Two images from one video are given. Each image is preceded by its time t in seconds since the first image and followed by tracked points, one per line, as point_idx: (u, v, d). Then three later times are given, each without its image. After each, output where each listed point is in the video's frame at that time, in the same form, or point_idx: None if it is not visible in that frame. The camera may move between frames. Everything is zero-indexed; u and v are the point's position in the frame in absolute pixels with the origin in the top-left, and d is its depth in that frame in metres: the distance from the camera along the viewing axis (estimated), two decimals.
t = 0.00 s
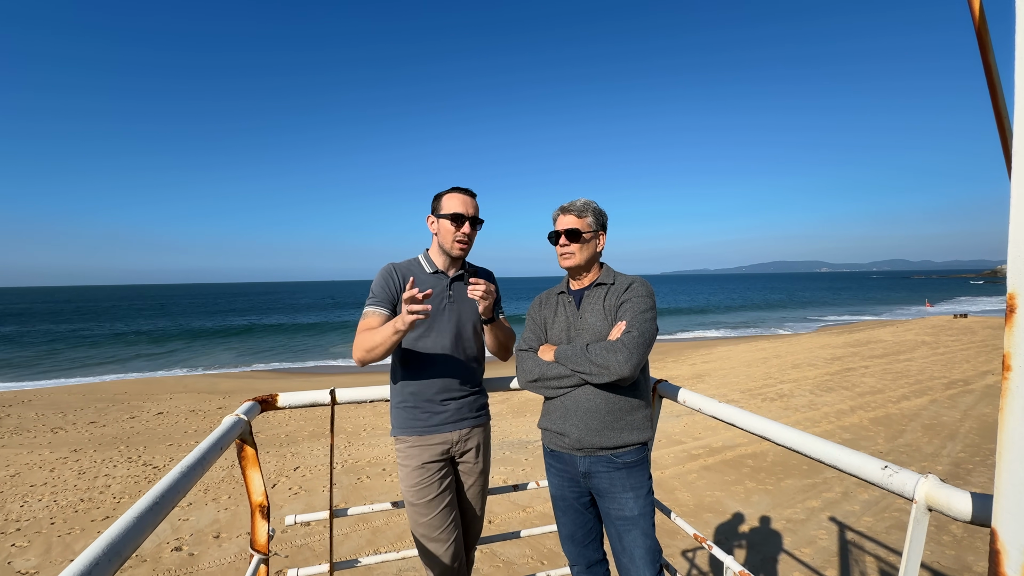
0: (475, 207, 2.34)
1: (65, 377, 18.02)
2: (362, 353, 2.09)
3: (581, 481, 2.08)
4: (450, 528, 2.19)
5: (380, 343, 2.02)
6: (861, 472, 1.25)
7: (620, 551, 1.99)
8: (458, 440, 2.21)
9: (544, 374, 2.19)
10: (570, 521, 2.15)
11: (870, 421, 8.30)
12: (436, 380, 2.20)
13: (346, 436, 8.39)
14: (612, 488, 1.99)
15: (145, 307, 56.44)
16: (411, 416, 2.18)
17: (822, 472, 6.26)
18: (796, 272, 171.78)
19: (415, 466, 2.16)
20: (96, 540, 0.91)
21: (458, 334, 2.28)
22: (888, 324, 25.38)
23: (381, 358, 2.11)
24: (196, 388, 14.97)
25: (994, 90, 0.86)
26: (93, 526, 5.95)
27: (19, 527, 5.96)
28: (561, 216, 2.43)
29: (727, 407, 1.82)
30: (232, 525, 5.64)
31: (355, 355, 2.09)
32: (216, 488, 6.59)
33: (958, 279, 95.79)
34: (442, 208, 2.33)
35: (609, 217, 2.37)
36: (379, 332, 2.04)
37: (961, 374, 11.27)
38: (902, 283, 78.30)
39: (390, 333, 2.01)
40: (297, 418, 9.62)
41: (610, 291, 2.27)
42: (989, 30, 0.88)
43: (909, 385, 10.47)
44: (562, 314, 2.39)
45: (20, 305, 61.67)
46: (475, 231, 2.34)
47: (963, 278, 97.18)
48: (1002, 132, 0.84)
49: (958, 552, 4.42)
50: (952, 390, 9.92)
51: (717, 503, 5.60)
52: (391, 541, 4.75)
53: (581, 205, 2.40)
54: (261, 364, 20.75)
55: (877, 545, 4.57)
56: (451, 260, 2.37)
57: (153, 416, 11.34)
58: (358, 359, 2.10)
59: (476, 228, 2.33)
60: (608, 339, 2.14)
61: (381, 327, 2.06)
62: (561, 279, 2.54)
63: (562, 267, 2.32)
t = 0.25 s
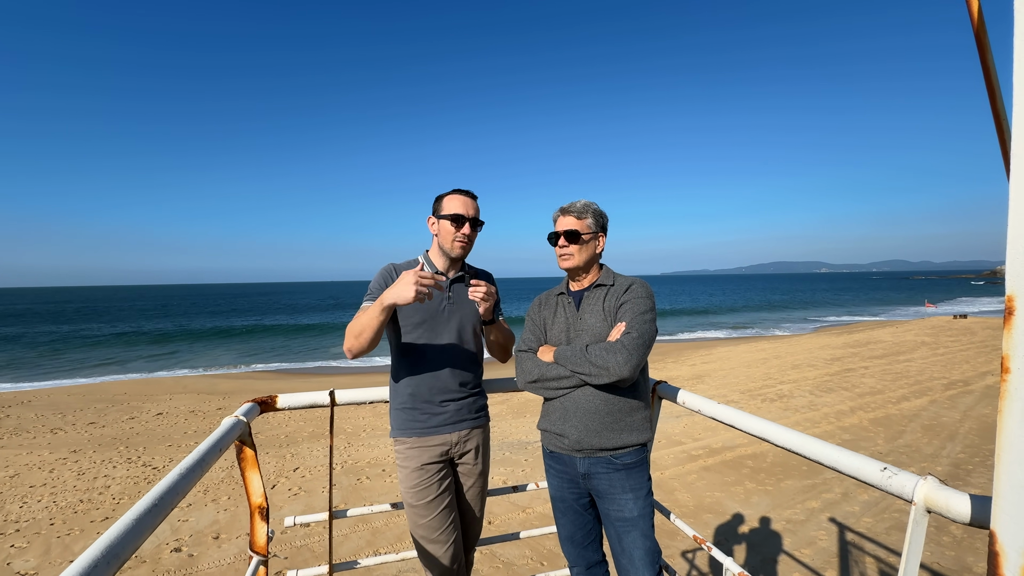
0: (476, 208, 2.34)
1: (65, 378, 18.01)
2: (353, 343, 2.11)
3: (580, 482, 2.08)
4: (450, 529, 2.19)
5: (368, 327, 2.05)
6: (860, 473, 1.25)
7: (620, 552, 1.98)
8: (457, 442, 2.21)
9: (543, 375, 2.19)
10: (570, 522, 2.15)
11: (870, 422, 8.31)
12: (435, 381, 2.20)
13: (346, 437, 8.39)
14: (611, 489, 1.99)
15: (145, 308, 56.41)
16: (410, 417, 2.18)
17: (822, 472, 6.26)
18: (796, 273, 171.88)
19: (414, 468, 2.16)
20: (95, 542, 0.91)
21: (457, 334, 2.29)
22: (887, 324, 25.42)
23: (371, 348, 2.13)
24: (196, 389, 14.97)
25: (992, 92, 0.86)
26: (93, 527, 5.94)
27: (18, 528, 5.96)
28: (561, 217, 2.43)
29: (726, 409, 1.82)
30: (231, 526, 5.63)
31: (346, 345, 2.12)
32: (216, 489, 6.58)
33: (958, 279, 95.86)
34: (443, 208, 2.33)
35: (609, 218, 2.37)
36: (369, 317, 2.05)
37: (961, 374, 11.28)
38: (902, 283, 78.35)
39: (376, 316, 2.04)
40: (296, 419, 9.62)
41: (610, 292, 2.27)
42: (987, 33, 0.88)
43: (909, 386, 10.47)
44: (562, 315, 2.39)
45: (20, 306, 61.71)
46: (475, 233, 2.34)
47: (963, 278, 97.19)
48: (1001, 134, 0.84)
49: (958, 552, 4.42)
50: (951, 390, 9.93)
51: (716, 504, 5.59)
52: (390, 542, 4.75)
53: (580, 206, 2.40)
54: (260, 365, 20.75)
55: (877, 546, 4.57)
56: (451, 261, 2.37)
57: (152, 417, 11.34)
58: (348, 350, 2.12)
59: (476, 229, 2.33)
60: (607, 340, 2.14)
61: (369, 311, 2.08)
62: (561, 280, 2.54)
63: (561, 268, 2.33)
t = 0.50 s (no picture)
0: (474, 209, 2.35)
1: (64, 379, 18.01)
2: (352, 346, 2.11)
3: (580, 483, 2.08)
4: (449, 531, 2.19)
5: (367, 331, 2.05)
6: (859, 474, 1.25)
7: (618, 553, 1.98)
8: (457, 443, 2.21)
9: (542, 375, 2.19)
10: (569, 523, 2.15)
11: (869, 423, 8.30)
12: (434, 381, 2.20)
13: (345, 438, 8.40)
14: (611, 489, 1.99)
15: (145, 308, 56.41)
16: (409, 418, 2.18)
17: (821, 473, 6.26)
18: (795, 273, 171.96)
19: (414, 468, 2.16)
20: (93, 544, 0.91)
21: (457, 336, 2.29)
22: (887, 325, 25.44)
23: (371, 350, 2.13)
24: (195, 389, 14.96)
25: (990, 93, 0.86)
26: (92, 528, 5.93)
27: (17, 529, 5.95)
28: (560, 219, 2.43)
29: (725, 409, 1.82)
30: (231, 527, 5.63)
31: (345, 348, 2.11)
32: (215, 490, 6.57)
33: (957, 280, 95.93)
34: (440, 209, 2.33)
35: (608, 219, 2.37)
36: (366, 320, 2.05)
37: (961, 375, 11.28)
38: (901, 284, 78.43)
39: (376, 319, 2.03)
40: (296, 419, 9.61)
41: (609, 292, 2.27)
42: (985, 34, 0.88)
43: (909, 386, 10.47)
44: (561, 316, 2.40)
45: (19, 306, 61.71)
46: (473, 233, 2.34)
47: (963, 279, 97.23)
48: (999, 135, 0.84)
49: (958, 553, 4.42)
50: (951, 391, 9.93)
51: (716, 504, 5.59)
52: (390, 543, 4.75)
53: (579, 207, 2.40)
54: (260, 366, 20.75)
55: (877, 547, 4.56)
56: (450, 262, 2.37)
57: (152, 418, 11.32)
58: (348, 353, 2.12)
59: (474, 230, 2.33)
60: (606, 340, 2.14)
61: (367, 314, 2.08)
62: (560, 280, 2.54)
63: (559, 269, 2.33)
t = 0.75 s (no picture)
0: (473, 211, 2.35)
1: (64, 379, 17.99)
2: (352, 353, 2.11)
3: (580, 484, 2.08)
4: (449, 532, 2.19)
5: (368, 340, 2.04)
6: (859, 475, 1.25)
7: (619, 555, 1.98)
8: (457, 444, 2.21)
9: (542, 377, 2.19)
10: (569, 524, 2.15)
11: (870, 424, 8.30)
12: (434, 383, 2.20)
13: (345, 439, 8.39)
14: (611, 491, 1.99)
15: (145, 309, 56.40)
16: (410, 420, 2.18)
17: (821, 474, 6.25)
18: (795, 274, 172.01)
19: (414, 470, 2.16)
20: (93, 547, 0.91)
21: (457, 338, 2.28)
22: (887, 326, 25.45)
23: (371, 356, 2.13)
24: (194, 390, 14.94)
25: (989, 95, 0.86)
26: (91, 529, 5.92)
27: (16, 530, 5.94)
28: (560, 220, 2.43)
29: (725, 411, 1.81)
30: (230, 528, 5.62)
31: (346, 354, 2.11)
32: (215, 491, 6.56)
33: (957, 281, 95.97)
34: (439, 211, 2.33)
35: (608, 221, 2.37)
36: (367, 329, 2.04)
37: (960, 376, 11.28)
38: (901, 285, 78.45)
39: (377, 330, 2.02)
40: (296, 420, 9.61)
41: (609, 294, 2.27)
42: (986, 37, 0.88)
43: (909, 387, 10.47)
44: (561, 317, 2.39)
45: (18, 307, 61.65)
46: (472, 235, 2.34)
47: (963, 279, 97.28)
48: (999, 137, 0.84)
49: (958, 555, 4.42)
50: (951, 391, 9.93)
51: (716, 505, 5.59)
52: (390, 544, 4.74)
53: (579, 209, 2.40)
54: (260, 367, 20.74)
55: (877, 548, 4.56)
56: (450, 264, 2.37)
57: (151, 419, 11.31)
58: (348, 359, 2.13)
59: (472, 232, 2.33)
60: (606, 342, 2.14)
61: (368, 323, 2.07)
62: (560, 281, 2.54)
63: (558, 271, 2.33)
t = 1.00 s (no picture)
0: (466, 210, 2.34)
1: (63, 380, 17.99)
2: (346, 348, 2.11)
3: (580, 485, 2.08)
4: (449, 533, 2.19)
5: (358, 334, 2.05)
6: (859, 477, 1.25)
7: (619, 556, 1.98)
8: (456, 445, 2.21)
9: (542, 378, 2.19)
10: (569, 525, 2.14)
11: (870, 424, 8.30)
12: (434, 384, 2.20)
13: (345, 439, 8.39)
14: (611, 492, 1.99)
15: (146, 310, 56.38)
16: (409, 420, 2.18)
17: (822, 475, 6.25)
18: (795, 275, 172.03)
19: (414, 471, 2.16)
20: (92, 547, 0.91)
21: (457, 339, 2.28)
22: (887, 326, 25.46)
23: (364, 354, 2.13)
24: (195, 391, 14.94)
25: (988, 96, 0.86)
26: (91, 530, 5.92)
27: (16, 531, 5.94)
28: (559, 221, 2.43)
29: (725, 412, 1.81)
30: (230, 529, 5.62)
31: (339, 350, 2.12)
32: (215, 492, 6.56)
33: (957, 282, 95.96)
34: (431, 213, 2.34)
35: (608, 221, 2.37)
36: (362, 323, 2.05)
37: (961, 377, 11.28)
38: (901, 285, 78.44)
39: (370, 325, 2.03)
40: (296, 421, 9.60)
41: (608, 294, 2.27)
42: (984, 37, 0.88)
43: (909, 388, 10.46)
44: (560, 318, 2.39)
45: (19, 308, 61.67)
46: (466, 235, 2.34)
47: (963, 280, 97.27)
48: (998, 137, 0.84)
49: (959, 556, 4.41)
50: (951, 392, 9.93)
51: (716, 506, 5.59)
52: (390, 544, 4.74)
53: (579, 209, 2.40)
54: (260, 368, 20.74)
55: (877, 549, 4.55)
56: (449, 265, 2.37)
57: (152, 419, 11.31)
58: (341, 354, 2.13)
59: (466, 231, 2.33)
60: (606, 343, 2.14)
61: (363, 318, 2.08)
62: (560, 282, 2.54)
63: (558, 271, 2.33)
